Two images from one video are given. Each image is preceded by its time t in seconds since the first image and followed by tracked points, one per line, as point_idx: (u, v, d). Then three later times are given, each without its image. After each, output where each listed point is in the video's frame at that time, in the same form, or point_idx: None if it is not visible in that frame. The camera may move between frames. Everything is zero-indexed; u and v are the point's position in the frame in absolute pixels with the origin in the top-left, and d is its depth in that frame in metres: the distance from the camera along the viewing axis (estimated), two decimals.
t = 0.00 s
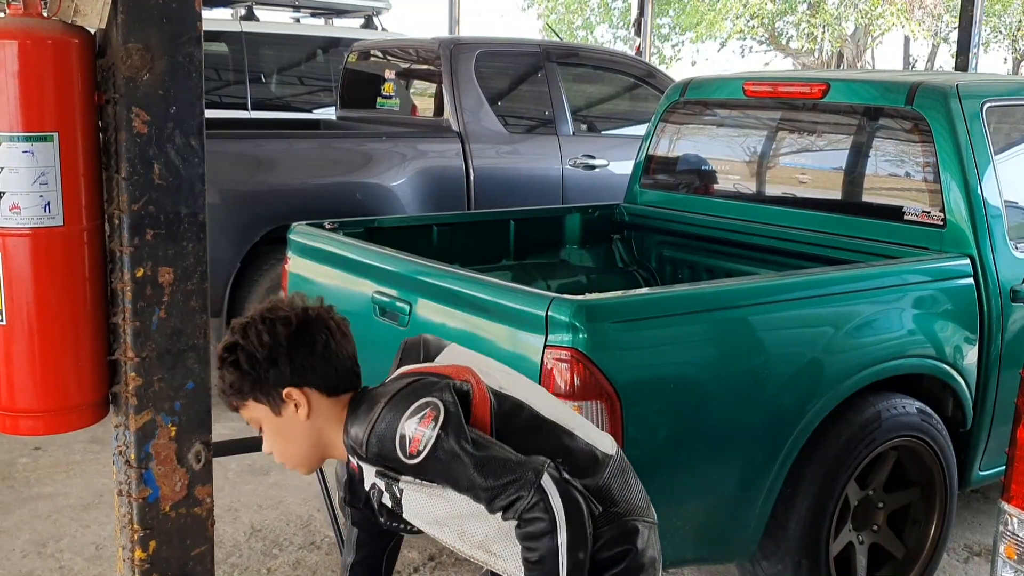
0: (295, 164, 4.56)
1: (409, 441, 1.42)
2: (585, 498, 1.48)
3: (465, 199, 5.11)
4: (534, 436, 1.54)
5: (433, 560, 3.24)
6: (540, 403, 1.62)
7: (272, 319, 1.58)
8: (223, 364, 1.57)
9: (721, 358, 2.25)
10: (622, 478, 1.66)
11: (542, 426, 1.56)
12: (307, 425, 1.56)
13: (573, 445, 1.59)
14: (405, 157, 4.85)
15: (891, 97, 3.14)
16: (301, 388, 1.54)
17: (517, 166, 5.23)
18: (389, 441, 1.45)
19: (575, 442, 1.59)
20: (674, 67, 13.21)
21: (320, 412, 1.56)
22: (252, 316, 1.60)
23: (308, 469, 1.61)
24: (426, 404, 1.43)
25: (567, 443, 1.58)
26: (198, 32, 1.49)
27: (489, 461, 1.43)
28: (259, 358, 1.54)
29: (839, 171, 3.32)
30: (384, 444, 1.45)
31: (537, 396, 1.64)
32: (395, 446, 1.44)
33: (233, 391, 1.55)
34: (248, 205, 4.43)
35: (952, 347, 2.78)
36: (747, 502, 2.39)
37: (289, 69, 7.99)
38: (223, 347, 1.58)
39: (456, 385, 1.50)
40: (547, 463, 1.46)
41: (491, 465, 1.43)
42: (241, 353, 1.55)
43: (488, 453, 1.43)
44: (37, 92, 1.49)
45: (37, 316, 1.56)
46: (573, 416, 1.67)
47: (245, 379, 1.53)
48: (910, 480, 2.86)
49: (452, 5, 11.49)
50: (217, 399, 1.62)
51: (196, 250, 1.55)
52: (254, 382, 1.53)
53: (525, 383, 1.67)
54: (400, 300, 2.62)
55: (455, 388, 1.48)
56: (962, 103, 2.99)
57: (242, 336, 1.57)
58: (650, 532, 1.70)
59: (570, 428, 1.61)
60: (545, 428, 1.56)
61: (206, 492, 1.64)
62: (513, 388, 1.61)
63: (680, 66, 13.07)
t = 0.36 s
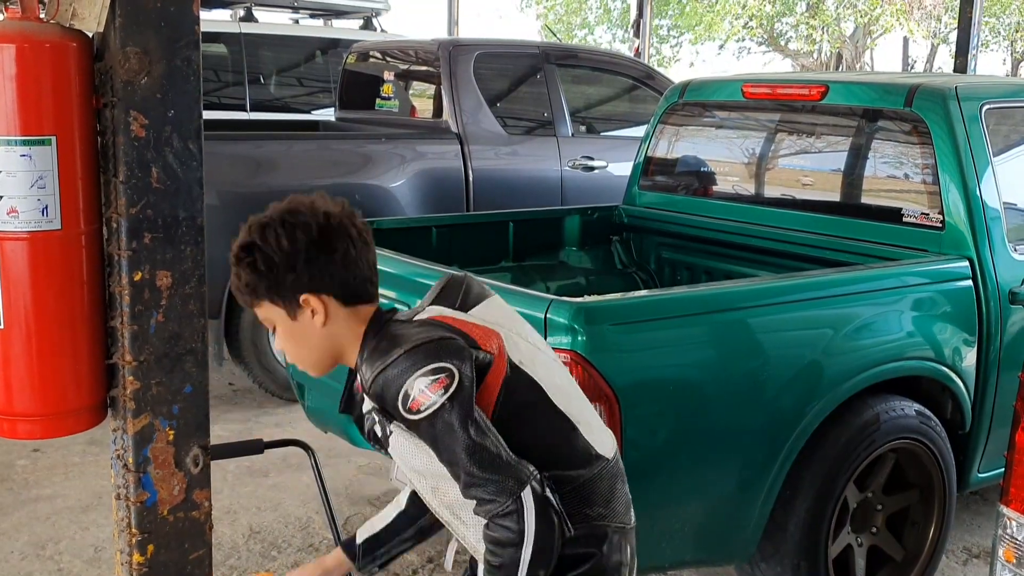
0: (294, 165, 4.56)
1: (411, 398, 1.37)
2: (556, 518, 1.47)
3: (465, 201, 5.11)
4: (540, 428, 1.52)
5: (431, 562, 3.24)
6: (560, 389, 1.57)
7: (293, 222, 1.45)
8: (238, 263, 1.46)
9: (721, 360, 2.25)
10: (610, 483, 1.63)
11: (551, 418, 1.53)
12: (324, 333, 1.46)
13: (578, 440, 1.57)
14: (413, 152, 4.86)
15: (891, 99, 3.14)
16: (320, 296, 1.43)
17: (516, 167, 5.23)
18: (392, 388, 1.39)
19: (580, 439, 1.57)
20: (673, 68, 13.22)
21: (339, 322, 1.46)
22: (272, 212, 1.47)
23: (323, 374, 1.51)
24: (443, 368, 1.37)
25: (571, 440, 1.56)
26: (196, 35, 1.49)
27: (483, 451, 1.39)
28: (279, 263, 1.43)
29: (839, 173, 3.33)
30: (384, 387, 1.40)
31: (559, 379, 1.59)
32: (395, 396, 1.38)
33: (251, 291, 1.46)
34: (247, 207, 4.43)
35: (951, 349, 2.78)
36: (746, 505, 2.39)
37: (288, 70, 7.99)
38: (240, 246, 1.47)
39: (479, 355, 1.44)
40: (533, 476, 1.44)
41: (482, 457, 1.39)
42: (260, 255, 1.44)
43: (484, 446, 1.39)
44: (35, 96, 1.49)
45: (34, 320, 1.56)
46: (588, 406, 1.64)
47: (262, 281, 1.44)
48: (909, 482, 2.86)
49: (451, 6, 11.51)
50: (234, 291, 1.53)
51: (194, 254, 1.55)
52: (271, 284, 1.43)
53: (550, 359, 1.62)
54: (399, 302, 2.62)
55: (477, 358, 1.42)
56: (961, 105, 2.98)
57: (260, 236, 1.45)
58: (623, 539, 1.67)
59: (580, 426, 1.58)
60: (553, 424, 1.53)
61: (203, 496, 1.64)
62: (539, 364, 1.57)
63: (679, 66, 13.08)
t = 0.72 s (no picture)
0: (295, 168, 4.56)
1: (445, 354, 1.41)
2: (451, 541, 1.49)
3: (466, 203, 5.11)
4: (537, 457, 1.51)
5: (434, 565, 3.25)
6: (586, 432, 1.53)
7: (448, 106, 1.47)
8: (383, 133, 1.51)
9: (723, 363, 2.25)
10: (555, 543, 1.57)
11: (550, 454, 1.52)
12: (445, 224, 1.51)
13: (556, 486, 1.53)
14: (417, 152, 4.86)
15: (892, 102, 3.13)
16: (453, 187, 1.48)
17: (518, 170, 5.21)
18: (439, 330, 1.43)
19: (561, 488, 1.54)
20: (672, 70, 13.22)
21: (465, 218, 1.51)
22: (426, 88, 1.50)
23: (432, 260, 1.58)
24: (486, 354, 1.39)
25: (550, 485, 1.53)
26: (201, 40, 1.50)
27: (458, 447, 1.40)
28: (423, 144, 1.47)
29: (840, 176, 3.33)
30: (435, 319, 1.45)
31: (595, 421, 1.55)
32: (434, 340, 1.43)
33: (386, 162, 1.51)
34: (249, 210, 4.43)
35: (954, 352, 2.78)
36: (748, 508, 2.38)
37: (289, 73, 8.00)
38: (385, 116, 1.51)
39: (527, 364, 1.43)
40: (473, 506, 1.44)
41: (450, 453, 1.40)
42: (405, 130, 1.48)
43: (457, 445, 1.40)
44: (40, 101, 1.49)
45: (39, 325, 1.57)
46: (605, 455, 1.59)
47: (403, 157, 1.48)
48: (911, 485, 2.85)
49: (452, 8, 11.53)
50: (365, 152, 1.58)
51: (199, 258, 1.56)
52: (410, 163, 1.48)
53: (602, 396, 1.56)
54: (401, 305, 2.63)
55: (521, 364, 1.42)
56: (962, 108, 2.98)
57: (409, 113, 1.48)
58: None
59: (574, 479, 1.54)
60: (553, 460, 1.52)
61: (208, 500, 1.64)
62: (584, 401, 1.52)
63: (679, 69, 13.08)
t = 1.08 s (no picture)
0: (297, 171, 4.56)
1: (460, 379, 1.39)
2: None
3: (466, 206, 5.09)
4: (549, 503, 1.46)
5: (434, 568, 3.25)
6: (606, 486, 1.47)
7: (526, 116, 1.44)
8: (450, 137, 1.47)
9: (725, 366, 2.26)
10: None
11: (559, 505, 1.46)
12: (506, 237, 1.48)
13: (560, 540, 1.47)
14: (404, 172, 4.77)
15: (893, 105, 3.13)
16: (522, 200, 1.45)
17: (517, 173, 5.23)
18: (462, 353, 1.41)
19: (565, 543, 1.47)
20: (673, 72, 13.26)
21: (530, 234, 1.48)
22: (505, 95, 1.47)
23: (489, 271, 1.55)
24: (499, 390, 1.36)
25: (556, 537, 1.47)
26: (205, 46, 1.51)
27: (455, 483, 1.37)
28: (494, 153, 1.44)
29: (840, 178, 3.34)
30: (461, 341, 1.43)
31: (619, 475, 1.48)
32: (454, 364, 1.42)
33: (451, 168, 1.48)
34: (250, 213, 4.44)
35: (955, 355, 2.78)
36: (750, 511, 2.39)
37: (289, 76, 8.00)
38: (455, 120, 1.47)
39: (544, 404, 1.39)
40: (456, 557, 1.41)
41: (449, 491, 1.38)
42: (476, 138, 1.45)
43: (458, 482, 1.37)
44: (44, 106, 1.50)
45: (43, 330, 1.57)
46: (627, 512, 1.51)
47: (471, 163, 1.45)
48: (913, 488, 2.85)
49: (452, 11, 11.56)
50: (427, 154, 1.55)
51: (203, 262, 1.57)
52: (477, 172, 1.45)
53: (633, 449, 1.50)
54: (402, 309, 2.64)
55: (537, 403, 1.38)
56: (963, 111, 2.99)
57: (482, 120, 1.45)
58: None
59: (582, 534, 1.47)
60: (563, 512, 1.46)
61: (212, 504, 1.65)
62: (606, 454, 1.45)
63: (678, 71, 13.09)
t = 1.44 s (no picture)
0: (295, 177, 4.57)
1: (544, 355, 1.35)
2: (505, 559, 1.37)
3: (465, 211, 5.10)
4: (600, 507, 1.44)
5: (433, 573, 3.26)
6: (661, 489, 1.49)
7: (605, 115, 1.43)
8: (524, 137, 1.43)
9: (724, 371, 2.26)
10: None
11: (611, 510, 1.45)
12: (575, 240, 1.45)
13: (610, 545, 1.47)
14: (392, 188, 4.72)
15: (891, 110, 3.13)
16: (599, 201, 1.43)
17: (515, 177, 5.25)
18: (542, 338, 1.38)
19: (616, 546, 1.48)
20: (672, 76, 13.40)
21: (600, 235, 1.46)
22: (580, 95, 1.44)
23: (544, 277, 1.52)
24: (589, 364, 1.33)
25: (608, 540, 1.47)
26: (205, 53, 1.52)
27: (543, 450, 1.31)
28: (576, 152, 1.41)
29: (838, 182, 3.36)
30: (539, 328, 1.40)
31: (674, 477, 1.50)
32: (535, 345, 1.38)
33: (523, 170, 1.43)
34: (249, 218, 4.44)
35: (952, 360, 2.79)
36: (748, 516, 2.39)
37: (288, 81, 8.02)
38: (531, 120, 1.43)
39: (628, 392, 1.38)
40: (542, 525, 1.33)
41: (539, 458, 1.31)
42: (557, 136, 1.41)
43: (548, 449, 1.31)
44: (45, 114, 1.50)
45: (44, 337, 1.58)
46: (676, 517, 1.53)
47: (546, 164, 1.42)
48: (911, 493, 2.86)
49: (451, 16, 11.61)
50: (484, 153, 1.50)
51: (202, 269, 1.58)
52: (552, 173, 1.42)
53: (688, 453, 1.52)
54: (401, 313, 2.65)
55: (621, 390, 1.37)
56: (961, 116, 2.99)
57: (562, 118, 1.42)
58: None
59: (633, 538, 1.48)
60: (617, 515, 1.46)
61: (212, 510, 1.67)
62: (665, 457, 1.47)
63: (677, 76, 13.30)
